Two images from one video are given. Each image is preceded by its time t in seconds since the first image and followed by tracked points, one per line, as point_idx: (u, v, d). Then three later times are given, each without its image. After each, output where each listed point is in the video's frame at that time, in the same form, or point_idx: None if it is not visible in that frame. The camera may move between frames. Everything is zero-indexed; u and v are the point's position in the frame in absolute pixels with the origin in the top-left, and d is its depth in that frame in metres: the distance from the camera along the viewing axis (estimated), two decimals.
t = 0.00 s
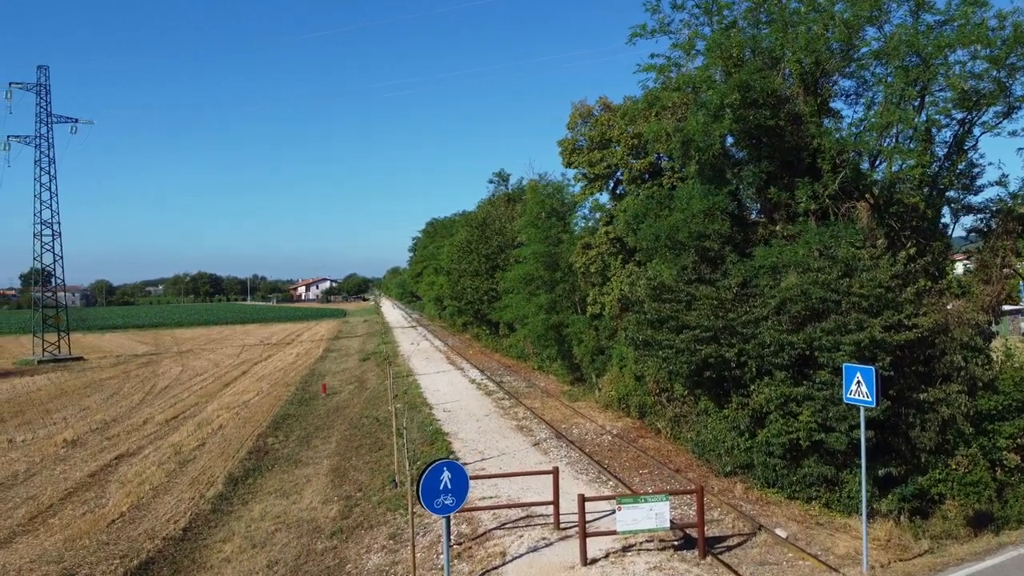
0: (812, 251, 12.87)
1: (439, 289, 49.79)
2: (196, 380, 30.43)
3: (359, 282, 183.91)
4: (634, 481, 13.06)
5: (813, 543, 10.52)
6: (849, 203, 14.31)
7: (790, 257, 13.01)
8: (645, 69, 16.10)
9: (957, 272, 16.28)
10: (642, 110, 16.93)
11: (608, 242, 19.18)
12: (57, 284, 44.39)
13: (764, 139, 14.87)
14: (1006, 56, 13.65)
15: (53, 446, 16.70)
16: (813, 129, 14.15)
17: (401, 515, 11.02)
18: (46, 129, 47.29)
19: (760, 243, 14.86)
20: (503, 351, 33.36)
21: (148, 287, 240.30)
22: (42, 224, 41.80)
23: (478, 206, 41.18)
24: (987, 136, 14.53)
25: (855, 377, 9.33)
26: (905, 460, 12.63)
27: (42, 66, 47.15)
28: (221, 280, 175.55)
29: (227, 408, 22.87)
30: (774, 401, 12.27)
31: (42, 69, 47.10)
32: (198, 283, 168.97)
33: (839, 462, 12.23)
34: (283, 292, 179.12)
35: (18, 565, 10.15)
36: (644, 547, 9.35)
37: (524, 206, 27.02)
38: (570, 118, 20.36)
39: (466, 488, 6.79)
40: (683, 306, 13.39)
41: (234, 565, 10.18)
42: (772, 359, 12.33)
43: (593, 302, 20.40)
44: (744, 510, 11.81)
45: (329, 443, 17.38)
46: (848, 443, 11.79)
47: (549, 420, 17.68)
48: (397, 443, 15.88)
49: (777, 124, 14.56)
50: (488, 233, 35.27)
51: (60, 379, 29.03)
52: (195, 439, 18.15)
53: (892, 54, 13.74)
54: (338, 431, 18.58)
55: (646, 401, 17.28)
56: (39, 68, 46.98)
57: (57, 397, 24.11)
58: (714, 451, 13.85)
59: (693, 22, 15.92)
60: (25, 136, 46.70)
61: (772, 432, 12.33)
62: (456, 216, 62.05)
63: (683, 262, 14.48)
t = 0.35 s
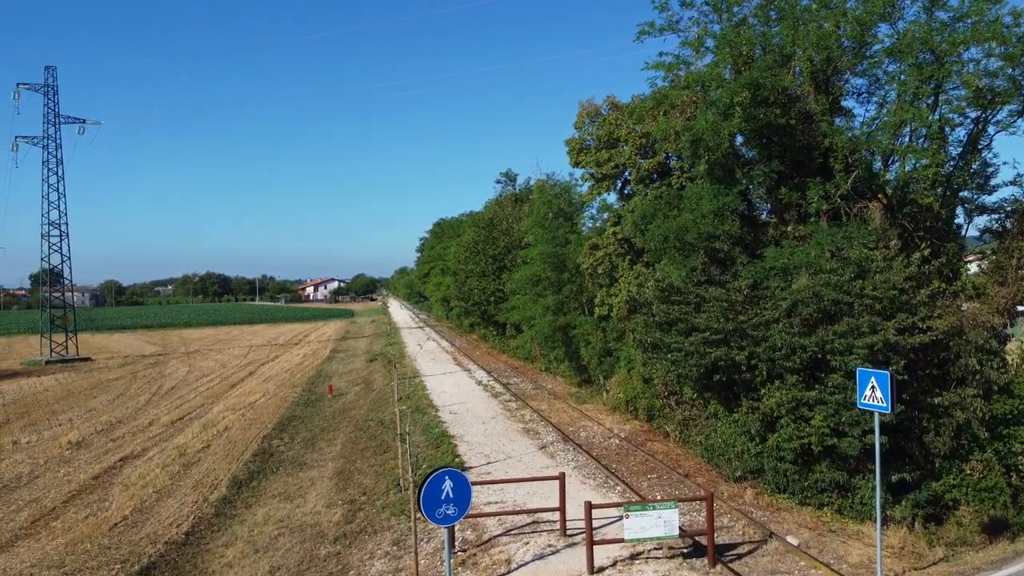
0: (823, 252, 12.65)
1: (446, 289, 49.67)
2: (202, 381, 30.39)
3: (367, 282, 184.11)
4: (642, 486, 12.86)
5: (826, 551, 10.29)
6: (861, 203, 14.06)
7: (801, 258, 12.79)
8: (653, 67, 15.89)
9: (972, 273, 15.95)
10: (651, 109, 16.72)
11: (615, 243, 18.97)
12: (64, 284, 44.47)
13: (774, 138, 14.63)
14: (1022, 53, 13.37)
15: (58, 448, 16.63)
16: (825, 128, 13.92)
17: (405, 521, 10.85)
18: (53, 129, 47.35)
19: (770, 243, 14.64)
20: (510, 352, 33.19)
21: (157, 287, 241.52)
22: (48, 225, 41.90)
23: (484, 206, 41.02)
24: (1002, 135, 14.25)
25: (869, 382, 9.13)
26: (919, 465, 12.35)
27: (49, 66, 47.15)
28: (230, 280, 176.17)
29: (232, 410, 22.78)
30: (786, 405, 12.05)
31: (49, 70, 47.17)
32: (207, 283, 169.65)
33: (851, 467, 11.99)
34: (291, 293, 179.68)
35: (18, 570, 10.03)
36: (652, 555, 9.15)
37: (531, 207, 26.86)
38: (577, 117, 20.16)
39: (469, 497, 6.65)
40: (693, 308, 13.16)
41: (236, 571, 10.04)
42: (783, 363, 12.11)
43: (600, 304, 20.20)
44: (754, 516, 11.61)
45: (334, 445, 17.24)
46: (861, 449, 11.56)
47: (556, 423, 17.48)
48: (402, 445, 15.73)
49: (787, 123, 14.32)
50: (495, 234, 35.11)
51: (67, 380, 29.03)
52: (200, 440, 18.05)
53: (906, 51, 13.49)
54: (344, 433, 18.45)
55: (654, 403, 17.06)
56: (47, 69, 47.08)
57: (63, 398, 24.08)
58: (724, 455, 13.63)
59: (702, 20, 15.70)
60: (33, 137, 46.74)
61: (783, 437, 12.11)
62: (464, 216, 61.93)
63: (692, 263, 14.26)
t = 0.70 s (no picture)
0: (835, 253, 12.42)
1: (453, 290, 49.52)
2: (208, 382, 30.31)
3: (374, 283, 184.42)
4: (651, 491, 12.66)
5: (838, 559, 10.06)
6: (874, 203, 13.81)
7: (813, 259, 12.57)
8: (661, 65, 15.69)
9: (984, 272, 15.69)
10: (659, 107, 16.50)
11: (623, 243, 18.75)
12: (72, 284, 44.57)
13: (785, 137, 14.38)
14: None
15: (62, 450, 16.55)
16: (837, 127, 13.67)
17: (410, 526, 10.69)
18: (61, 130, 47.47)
19: (781, 244, 14.52)
20: (517, 353, 33.00)
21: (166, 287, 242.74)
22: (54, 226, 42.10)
23: (491, 206, 40.85)
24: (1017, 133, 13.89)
25: (884, 387, 8.93)
26: (932, 470, 12.05)
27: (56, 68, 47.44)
28: (238, 280, 176.72)
29: (238, 411, 22.69)
30: (797, 409, 11.84)
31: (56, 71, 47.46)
32: (216, 283, 170.16)
33: (864, 473, 11.73)
34: (299, 293, 180.06)
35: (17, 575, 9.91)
36: (660, 564, 8.96)
37: (538, 207, 26.67)
38: (584, 116, 19.94)
39: (471, 507, 6.52)
40: (702, 310, 12.95)
41: None
42: (794, 366, 11.89)
43: (608, 305, 19.99)
44: (765, 523, 11.41)
45: (339, 448, 17.10)
46: (874, 454, 11.32)
47: (563, 426, 17.29)
48: (407, 448, 15.57)
49: (799, 122, 14.08)
50: (502, 234, 34.94)
51: (74, 380, 29.03)
52: (205, 442, 17.94)
53: (920, 48, 13.22)
54: (349, 435, 18.32)
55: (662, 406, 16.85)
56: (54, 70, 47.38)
57: (69, 399, 24.05)
58: (734, 459, 13.43)
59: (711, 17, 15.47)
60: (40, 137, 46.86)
61: (794, 441, 11.90)
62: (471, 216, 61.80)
63: (701, 264, 14.06)
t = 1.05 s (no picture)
0: (848, 254, 12.20)
1: (459, 290, 49.41)
2: (215, 382, 30.27)
3: (382, 283, 184.70)
4: (659, 497, 12.46)
5: (851, 568, 9.83)
6: (887, 203, 13.57)
7: (825, 260, 12.36)
8: (670, 63, 15.48)
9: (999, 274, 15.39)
10: (668, 106, 16.30)
11: (631, 244, 18.55)
12: (79, 284, 44.71)
13: (796, 136, 14.14)
14: None
15: (67, 451, 16.48)
16: (850, 125, 13.44)
17: (414, 531, 10.54)
18: (69, 131, 47.66)
19: (792, 245, 14.29)
20: (523, 354, 32.84)
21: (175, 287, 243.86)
22: (62, 228, 42.26)
23: (498, 206, 40.68)
24: None
25: (899, 392, 8.71)
26: (946, 476, 11.79)
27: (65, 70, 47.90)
28: (247, 281, 177.35)
29: (244, 412, 22.60)
30: (808, 413, 11.63)
31: (65, 73, 47.85)
32: (225, 283, 170.85)
33: (877, 478, 11.42)
34: (307, 293, 180.58)
35: None
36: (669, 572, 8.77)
37: (545, 207, 26.49)
38: (592, 115, 19.73)
39: (473, 517, 6.40)
40: (711, 312, 12.75)
41: None
42: (806, 369, 11.68)
43: (615, 306, 19.80)
44: (775, 529, 11.20)
45: (345, 450, 16.98)
46: (888, 459, 11.07)
47: (570, 428, 17.09)
48: (413, 451, 15.42)
49: (810, 120, 13.84)
50: (509, 234, 34.77)
51: (81, 381, 29.05)
52: (210, 444, 17.85)
53: (935, 45, 12.97)
54: (354, 437, 18.19)
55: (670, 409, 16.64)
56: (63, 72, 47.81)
57: (76, 399, 24.03)
58: (744, 464, 13.23)
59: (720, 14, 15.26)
60: (48, 138, 47.03)
61: (805, 446, 11.73)
62: (478, 216, 61.65)
63: (711, 265, 13.85)
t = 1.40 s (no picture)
0: (861, 255, 11.99)
1: (466, 290, 49.28)
2: (221, 383, 30.21)
3: (389, 283, 184.96)
4: (667, 502, 12.26)
5: None
6: (901, 203, 13.34)
7: (837, 261, 12.16)
8: (679, 60, 15.27)
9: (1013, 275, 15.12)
10: (676, 105, 16.10)
11: (639, 244, 18.34)
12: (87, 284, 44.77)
13: (807, 134, 13.89)
14: None
15: (72, 452, 16.41)
16: (862, 124, 13.19)
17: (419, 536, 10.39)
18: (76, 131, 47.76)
19: (803, 246, 14.08)
20: (530, 355, 32.67)
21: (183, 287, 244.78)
22: (69, 227, 42.35)
23: (505, 206, 40.52)
24: None
25: (915, 397, 8.50)
26: (961, 481, 11.56)
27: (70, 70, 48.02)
28: (254, 281, 177.79)
29: (250, 413, 22.49)
30: (821, 417, 11.42)
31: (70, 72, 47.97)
32: (233, 283, 171.31)
33: (890, 484, 11.30)
34: (314, 293, 180.83)
35: None
36: None
37: (552, 207, 26.33)
38: (599, 114, 19.54)
39: (476, 528, 6.25)
40: (721, 314, 12.55)
41: None
42: (818, 372, 11.49)
43: (623, 307, 19.61)
44: (787, 536, 10.98)
45: (350, 452, 16.84)
46: (902, 465, 10.85)
47: (577, 431, 16.90)
48: (418, 454, 15.27)
49: (822, 118, 13.60)
50: (516, 234, 34.61)
51: (88, 381, 29.03)
52: (215, 445, 17.75)
53: (950, 42, 12.71)
54: (360, 438, 18.05)
55: (679, 411, 16.45)
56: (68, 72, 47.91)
57: (82, 400, 23.99)
58: (754, 468, 13.00)
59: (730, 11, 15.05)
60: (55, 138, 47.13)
61: (817, 450, 11.51)
62: (484, 216, 61.52)
63: (721, 266, 13.63)
